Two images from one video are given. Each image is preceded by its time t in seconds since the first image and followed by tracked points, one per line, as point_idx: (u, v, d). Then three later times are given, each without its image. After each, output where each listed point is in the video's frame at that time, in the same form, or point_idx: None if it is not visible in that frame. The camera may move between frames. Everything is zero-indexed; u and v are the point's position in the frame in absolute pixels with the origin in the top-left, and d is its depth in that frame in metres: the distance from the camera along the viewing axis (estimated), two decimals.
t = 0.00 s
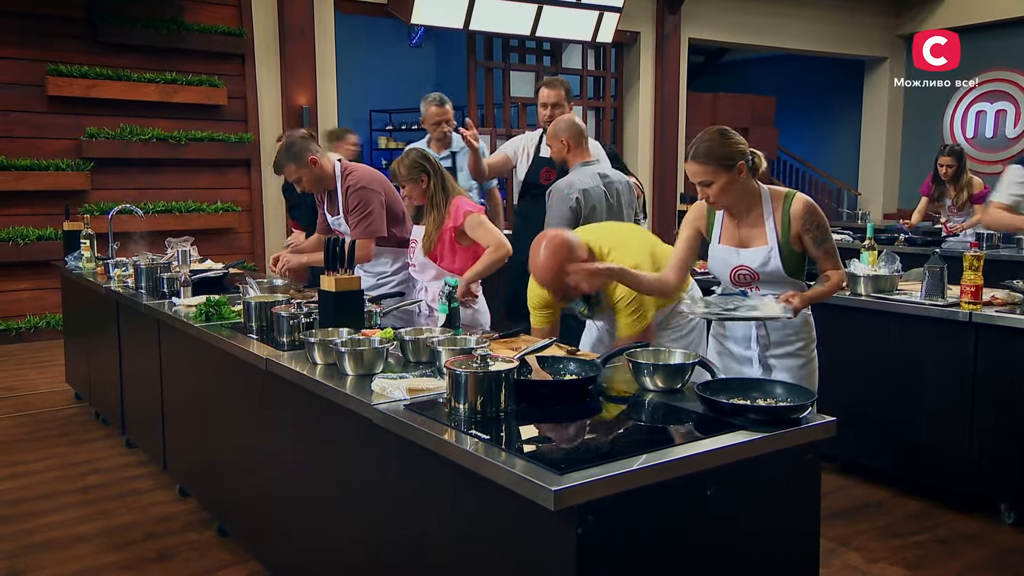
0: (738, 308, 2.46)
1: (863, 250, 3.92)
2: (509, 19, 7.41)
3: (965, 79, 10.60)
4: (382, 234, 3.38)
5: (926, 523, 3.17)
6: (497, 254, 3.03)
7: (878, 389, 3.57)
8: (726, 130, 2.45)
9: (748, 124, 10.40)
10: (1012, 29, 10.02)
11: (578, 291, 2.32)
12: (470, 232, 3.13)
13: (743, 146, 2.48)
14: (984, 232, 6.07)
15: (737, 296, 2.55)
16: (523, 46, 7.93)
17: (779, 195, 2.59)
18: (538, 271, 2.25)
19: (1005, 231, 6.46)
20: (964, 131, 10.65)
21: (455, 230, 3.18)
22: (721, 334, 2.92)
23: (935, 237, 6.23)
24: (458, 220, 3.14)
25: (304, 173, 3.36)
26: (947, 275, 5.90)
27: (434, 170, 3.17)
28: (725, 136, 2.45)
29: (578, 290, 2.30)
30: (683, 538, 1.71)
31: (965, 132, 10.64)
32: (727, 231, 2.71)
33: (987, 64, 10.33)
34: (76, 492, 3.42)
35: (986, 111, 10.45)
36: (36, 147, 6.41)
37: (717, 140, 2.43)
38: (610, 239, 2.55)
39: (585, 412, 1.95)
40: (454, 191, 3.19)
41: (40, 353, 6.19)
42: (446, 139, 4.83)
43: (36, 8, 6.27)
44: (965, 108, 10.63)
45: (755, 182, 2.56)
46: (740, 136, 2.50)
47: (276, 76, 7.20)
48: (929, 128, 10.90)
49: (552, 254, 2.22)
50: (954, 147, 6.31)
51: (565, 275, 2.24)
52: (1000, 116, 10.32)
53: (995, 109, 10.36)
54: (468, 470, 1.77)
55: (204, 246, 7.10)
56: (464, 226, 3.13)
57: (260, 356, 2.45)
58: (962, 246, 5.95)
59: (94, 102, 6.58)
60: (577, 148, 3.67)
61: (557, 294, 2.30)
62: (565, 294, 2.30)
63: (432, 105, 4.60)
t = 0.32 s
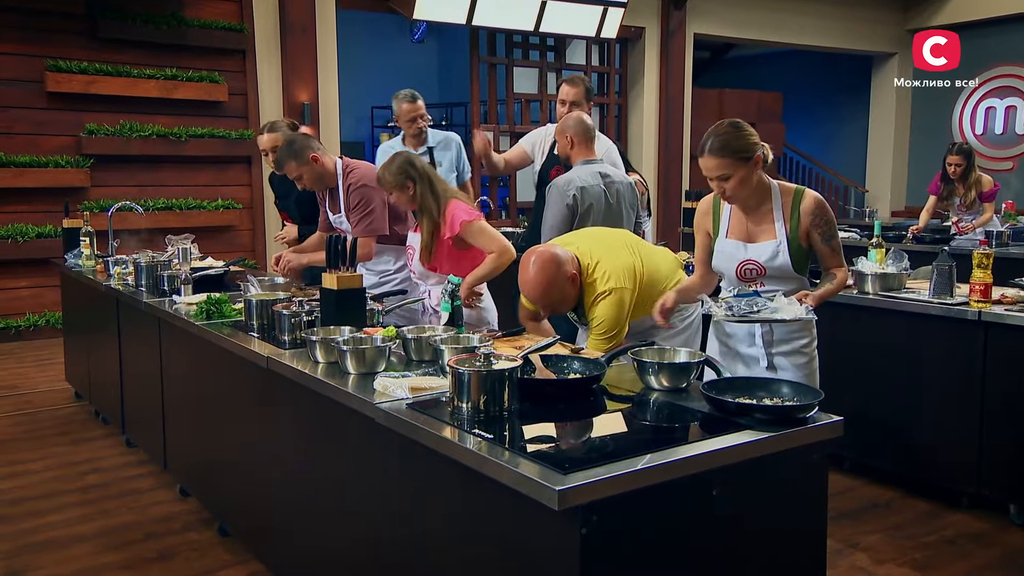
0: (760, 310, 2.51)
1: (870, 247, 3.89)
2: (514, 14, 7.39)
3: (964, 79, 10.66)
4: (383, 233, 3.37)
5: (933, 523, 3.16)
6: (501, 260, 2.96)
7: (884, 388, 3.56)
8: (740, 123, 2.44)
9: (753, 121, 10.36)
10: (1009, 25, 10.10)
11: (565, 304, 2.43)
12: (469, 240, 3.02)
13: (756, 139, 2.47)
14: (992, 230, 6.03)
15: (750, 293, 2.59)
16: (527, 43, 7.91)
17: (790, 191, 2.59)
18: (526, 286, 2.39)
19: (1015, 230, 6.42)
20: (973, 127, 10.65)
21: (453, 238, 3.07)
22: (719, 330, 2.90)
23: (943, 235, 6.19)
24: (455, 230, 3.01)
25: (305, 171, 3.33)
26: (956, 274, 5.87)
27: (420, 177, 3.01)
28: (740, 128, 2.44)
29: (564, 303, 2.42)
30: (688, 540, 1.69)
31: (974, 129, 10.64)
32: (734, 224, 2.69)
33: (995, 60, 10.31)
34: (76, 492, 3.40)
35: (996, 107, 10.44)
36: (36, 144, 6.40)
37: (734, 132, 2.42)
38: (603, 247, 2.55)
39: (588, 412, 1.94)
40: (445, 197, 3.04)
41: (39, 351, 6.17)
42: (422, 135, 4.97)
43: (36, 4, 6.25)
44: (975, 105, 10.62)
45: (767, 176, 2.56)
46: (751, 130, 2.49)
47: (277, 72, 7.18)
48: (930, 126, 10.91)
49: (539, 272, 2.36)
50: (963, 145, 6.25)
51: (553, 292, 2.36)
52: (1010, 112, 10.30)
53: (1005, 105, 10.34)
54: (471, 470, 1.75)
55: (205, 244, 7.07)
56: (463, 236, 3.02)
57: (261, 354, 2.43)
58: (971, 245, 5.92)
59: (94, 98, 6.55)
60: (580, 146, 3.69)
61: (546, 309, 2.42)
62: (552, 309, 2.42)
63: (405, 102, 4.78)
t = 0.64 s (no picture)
0: (741, 311, 2.52)
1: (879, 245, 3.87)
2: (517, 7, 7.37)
3: (964, 79, 10.75)
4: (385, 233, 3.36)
5: (941, 524, 3.14)
6: (490, 252, 2.92)
7: (890, 386, 3.54)
8: (745, 118, 2.40)
9: (759, 116, 10.30)
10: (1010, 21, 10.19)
11: (565, 296, 2.41)
12: (454, 239, 2.94)
13: (761, 135, 2.43)
14: (1002, 228, 5.99)
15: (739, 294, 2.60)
16: (531, 38, 7.89)
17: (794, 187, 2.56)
18: (521, 281, 2.38)
19: None
20: (983, 123, 10.63)
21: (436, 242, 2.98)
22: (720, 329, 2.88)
23: (953, 233, 6.15)
24: (436, 234, 2.92)
25: (307, 166, 3.31)
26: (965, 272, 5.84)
27: (392, 194, 2.84)
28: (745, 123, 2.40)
29: (564, 293, 2.40)
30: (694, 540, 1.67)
31: (984, 125, 10.61)
32: (737, 221, 2.68)
33: (1005, 56, 10.27)
34: (76, 491, 3.38)
35: (1005, 103, 10.41)
36: (35, 140, 6.38)
37: (741, 127, 2.38)
38: (598, 239, 2.54)
39: (593, 411, 1.92)
40: (417, 208, 2.90)
41: (39, 349, 6.15)
42: (411, 132, 5.07)
43: None
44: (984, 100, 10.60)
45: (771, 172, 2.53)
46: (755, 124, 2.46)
47: (278, 68, 7.16)
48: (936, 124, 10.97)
49: (535, 266, 2.35)
50: (974, 142, 6.22)
51: (550, 287, 2.35)
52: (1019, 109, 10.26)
53: (1014, 101, 10.30)
54: (475, 469, 1.73)
55: (206, 241, 7.05)
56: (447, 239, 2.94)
57: (263, 352, 2.41)
58: (981, 242, 5.88)
59: (93, 94, 6.53)
60: (568, 143, 3.67)
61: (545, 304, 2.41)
62: (554, 302, 2.41)
63: (396, 100, 4.89)
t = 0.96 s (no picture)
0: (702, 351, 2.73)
1: (888, 245, 3.85)
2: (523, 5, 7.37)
3: (964, 79, 10.73)
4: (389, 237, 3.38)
5: (952, 527, 3.12)
6: (477, 248, 2.95)
7: (898, 386, 3.52)
8: (708, 167, 2.34)
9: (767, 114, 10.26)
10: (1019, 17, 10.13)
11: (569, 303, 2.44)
12: (438, 238, 2.96)
13: (728, 180, 2.35)
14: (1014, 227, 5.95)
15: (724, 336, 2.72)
16: (535, 35, 7.87)
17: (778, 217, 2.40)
18: (527, 284, 2.43)
19: None
20: (995, 120, 10.51)
21: (421, 244, 2.99)
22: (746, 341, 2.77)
23: (965, 233, 6.11)
24: (418, 235, 2.94)
25: (309, 165, 3.29)
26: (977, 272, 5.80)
27: (370, 199, 2.91)
28: (707, 173, 2.33)
29: (567, 300, 2.43)
30: (703, 543, 1.65)
31: (995, 122, 10.50)
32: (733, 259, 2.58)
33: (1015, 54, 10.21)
34: (77, 492, 3.37)
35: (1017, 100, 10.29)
36: (36, 139, 6.36)
37: (700, 180, 2.32)
38: (605, 247, 2.53)
39: (599, 412, 1.89)
40: (397, 208, 2.96)
41: (40, 349, 6.13)
42: (417, 129, 5.03)
43: None
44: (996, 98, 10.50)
45: (749, 212, 2.40)
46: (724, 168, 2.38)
47: (281, 65, 7.14)
48: (939, 124, 10.94)
49: (540, 270, 2.39)
50: (988, 140, 6.17)
51: (555, 291, 2.39)
52: None
53: None
54: (479, 471, 1.71)
55: (208, 240, 7.03)
56: (430, 238, 2.95)
57: (266, 352, 2.39)
58: (993, 242, 5.84)
59: (95, 92, 6.51)
60: (538, 141, 3.73)
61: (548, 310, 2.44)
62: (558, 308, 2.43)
63: (402, 96, 4.87)
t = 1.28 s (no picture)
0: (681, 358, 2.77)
1: (900, 245, 3.82)
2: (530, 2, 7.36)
3: (964, 79, 10.61)
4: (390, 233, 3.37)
5: (965, 533, 3.08)
6: (478, 249, 2.92)
7: (910, 388, 3.49)
8: (694, 267, 2.07)
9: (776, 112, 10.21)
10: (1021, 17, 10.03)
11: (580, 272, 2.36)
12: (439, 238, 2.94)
13: (715, 275, 2.11)
14: None
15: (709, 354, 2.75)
16: (541, 33, 7.85)
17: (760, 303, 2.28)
18: (545, 239, 2.30)
19: None
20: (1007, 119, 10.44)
21: (422, 244, 2.97)
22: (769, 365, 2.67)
23: (978, 232, 6.06)
24: (418, 236, 2.92)
25: (312, 164, 3.27)
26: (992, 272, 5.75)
27: (371, 199, 2.88)
28: (691, 270, 2.07)
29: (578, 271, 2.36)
30: (714, 549, 1.63)
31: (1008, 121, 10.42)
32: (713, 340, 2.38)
33: None
34: (79, 495, 3.35)
35: None
36: (37, 138, 6.35)
37: (685, 279, 2.05)
38: (628, 230, 2.48)
39: (607, 415, 1.87)
40: (398, 207, 2.93)
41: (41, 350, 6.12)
42: (434, 133, 5.00)
43: None
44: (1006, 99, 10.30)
45: (736, 301, 2.19)
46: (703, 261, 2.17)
47: (285, 64, 7.12)
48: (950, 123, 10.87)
49: (560, 227, 2.27)
50: (1003, 137, 6.11)
51: (572, 248, 2.28)
52: None
53: None
54: (486, 475, 1.68)
55: (211, 240, 7.00)
56: (430, 239, 2.94)
57: (269, 354, 2.36)
58: (1007, 242, 5.78)
59: (96, 90, 6.49)
60: (512, 135, 3.86)
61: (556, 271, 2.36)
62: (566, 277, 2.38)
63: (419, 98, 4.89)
